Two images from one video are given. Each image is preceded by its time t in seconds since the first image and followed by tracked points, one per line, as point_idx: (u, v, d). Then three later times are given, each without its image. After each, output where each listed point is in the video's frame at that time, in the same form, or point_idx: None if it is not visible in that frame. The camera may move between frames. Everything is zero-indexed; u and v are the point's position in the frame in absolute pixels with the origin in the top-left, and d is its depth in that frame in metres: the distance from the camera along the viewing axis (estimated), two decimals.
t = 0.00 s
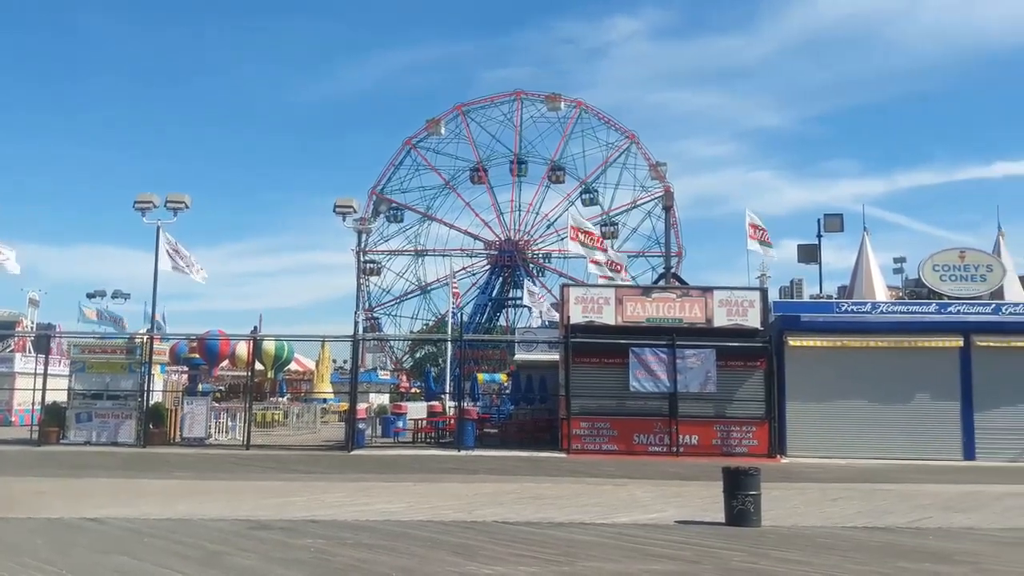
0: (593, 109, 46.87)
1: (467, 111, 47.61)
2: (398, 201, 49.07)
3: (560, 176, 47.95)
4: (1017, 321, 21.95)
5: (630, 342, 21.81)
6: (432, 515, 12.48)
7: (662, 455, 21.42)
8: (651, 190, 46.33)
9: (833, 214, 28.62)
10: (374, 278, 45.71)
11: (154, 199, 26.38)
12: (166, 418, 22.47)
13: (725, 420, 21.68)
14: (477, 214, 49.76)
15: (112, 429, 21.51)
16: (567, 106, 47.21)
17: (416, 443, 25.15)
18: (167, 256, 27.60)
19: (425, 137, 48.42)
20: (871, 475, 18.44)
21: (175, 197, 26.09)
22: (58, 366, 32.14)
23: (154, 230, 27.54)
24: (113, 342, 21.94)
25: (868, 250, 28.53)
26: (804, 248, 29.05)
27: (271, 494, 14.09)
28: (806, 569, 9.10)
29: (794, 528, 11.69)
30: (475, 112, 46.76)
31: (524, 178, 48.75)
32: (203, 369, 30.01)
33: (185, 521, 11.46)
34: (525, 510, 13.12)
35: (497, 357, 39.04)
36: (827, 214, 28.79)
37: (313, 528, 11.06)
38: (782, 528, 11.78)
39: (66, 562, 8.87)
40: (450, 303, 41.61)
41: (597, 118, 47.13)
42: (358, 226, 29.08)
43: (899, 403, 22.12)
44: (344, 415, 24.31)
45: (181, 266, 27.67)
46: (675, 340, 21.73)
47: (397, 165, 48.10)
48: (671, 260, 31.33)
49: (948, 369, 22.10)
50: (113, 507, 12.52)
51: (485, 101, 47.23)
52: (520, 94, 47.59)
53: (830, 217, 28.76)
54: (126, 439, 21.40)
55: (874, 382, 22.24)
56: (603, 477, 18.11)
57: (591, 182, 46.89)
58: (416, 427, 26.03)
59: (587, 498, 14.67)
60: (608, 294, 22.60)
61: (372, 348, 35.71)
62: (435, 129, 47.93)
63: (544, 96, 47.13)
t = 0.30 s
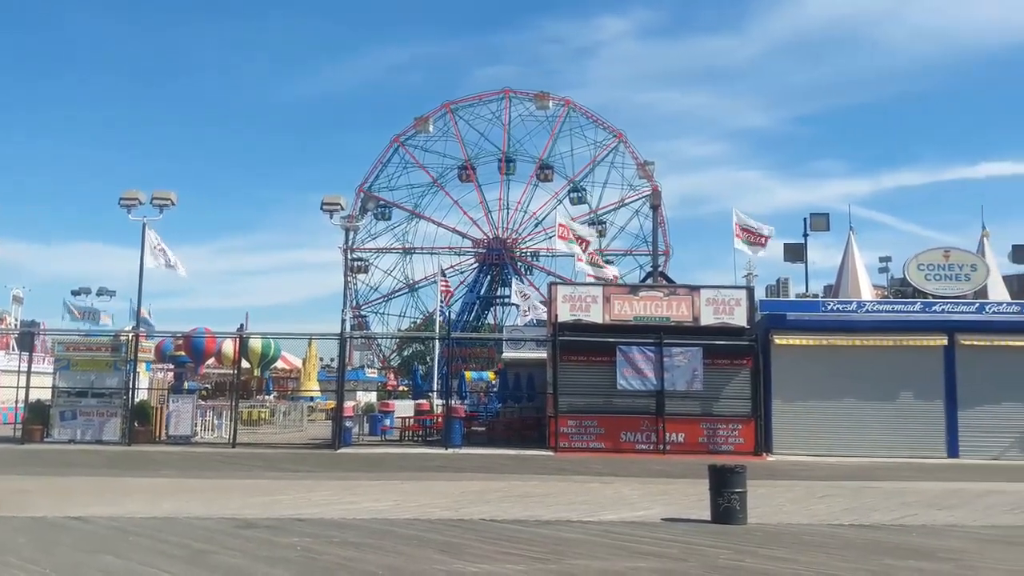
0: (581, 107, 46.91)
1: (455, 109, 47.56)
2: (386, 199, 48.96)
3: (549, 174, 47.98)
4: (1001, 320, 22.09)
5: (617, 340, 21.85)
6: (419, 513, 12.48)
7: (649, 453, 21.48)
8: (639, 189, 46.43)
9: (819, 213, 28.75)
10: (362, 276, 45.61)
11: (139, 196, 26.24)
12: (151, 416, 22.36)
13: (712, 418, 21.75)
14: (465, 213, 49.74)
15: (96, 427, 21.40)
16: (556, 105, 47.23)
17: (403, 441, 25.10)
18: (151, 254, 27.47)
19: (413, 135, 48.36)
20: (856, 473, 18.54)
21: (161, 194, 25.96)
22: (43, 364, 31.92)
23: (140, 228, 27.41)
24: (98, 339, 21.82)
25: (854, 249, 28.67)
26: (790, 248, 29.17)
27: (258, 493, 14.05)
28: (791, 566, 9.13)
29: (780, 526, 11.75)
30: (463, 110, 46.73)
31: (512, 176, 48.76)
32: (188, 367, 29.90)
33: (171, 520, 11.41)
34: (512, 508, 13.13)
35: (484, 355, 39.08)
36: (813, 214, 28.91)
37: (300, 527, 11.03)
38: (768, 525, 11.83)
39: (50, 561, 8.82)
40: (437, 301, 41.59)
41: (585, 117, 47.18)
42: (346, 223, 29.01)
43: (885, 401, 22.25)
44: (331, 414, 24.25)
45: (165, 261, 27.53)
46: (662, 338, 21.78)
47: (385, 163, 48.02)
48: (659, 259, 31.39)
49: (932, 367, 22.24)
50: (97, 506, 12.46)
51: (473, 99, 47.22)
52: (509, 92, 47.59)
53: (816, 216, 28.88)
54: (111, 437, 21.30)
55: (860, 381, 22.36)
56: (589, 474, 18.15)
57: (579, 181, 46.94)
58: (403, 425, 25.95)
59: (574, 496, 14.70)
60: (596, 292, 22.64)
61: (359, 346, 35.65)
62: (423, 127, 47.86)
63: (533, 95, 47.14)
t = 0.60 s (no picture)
0: (571, 106, 46.96)
1: (445, 107, 47.54)
2: (375, 197, 48.90)
3: (538, 173, 48.01)
4: (987, 320, 22.25)
5: (606, 338, 21.88)
6: (407, 512, 12.47)
7: (637, 452, 21.53)
8: (628, 188, 46.50)
9: (807, 213, 28.85)
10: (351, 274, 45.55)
11: (127, 192, 26.12)
12: (139, 414, 22.27)
13: (700, 417, 21.82)
14: (455, 211, 49.72)
15: (83, 424, 21.30)
16: (546, 103, 47.26)
17: (391, 439, 25.10)
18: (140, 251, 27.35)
19: (403, 133, 48.30)
20: (843, 471, 18.63)
21: (148, 190, 25.86)
22: (29, 361, 31.76)
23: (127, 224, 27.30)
24: (85, 336, 21.73)
25: (841, 249, 28.79)
26: (778, 247, 29.26)
27: (246, 491, 14.01)
28: (778, 564, 9.17)
29: (767, 524, 11.79)
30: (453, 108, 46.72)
31: (502, 175, 48.78)
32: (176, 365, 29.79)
33: (158, 518, 11.38)
34: (500, 506, 13.14)
35: (473, 354, 39.09)
36: (801, 213, 29.02)
37: (288, 525, 11.01)
38: (755, 523, 11.87)
39: (36, 560, 8.77)
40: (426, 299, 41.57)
41: (575, 116, 47.22)
42: (335, 221, 28.96)
43: (871, 400, 22.36)
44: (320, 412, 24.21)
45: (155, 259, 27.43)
46: (651, 337, 21.83)
47: (374, 161, 47.94)
48: (648, 258, 31.45)
49: (919, 366, 22.35)
50: (84, 504, 12.40)
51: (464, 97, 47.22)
52: (499, 90, 47.59)
53: (804, 216, 28.98)
54: (97, 435, 21.21)
55: (847, 380, 22.46)
56: (578, 472, 18.19)
57: (568, 179, 46.99)
58: (392, 423, 25.94)
59: (562, 494, 14.72)
60: (585, 290, 22.62)
61: (348, 344, 35.61)
62: (413, 125, 47.81)
63: (523, 93, 47.16)
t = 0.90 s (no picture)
0: (557, 106, 46.98)
1: (431, 106, 47.45)
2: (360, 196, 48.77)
3: (524, 172, 48.00)
4: (968, 320, 22.42)
5: (590, 338, 21.91)
6: (390, 512, 12.43)
7: (622, 451, 21.55)
8: (614, 188, 46.56)
9: (791, 214, 28.97)
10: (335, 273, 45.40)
11: (109, 190, 25.92)
12: (120, 414, 22.10)
13: (684, 417, 21.88)
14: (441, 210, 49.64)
15: (63, 425, 21.10)
16: (531, 103, 47.26)
17: (376, 440, 25.05)
18: (123, 250, 27.16)
19: (388, 131, 48.20)
20: (825, 470, 18.71)
21: (131, 188, 25.67)
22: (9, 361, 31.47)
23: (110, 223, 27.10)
24: (65, 336, 21.57)
25: (825, 249, 28.93)
26: (762, 248, 29.38)
27: (228, 492, 13.93)
28: (760, 563, 9.20)
29: (750, 523, 11.83)
30: (439, 107, 46.65)
31: (488, 174, 48.75)
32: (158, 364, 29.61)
33: (139, 519, 11.29)
34: (484, 506, 13.12)
35: (458, 354, 39.04)
36: (785, 214, 29.14)
37: (270, 526, 10.95)
38: (738, 522, 11.91)
39: (14, 562, 8.69)
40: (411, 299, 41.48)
41: (561, 116, 47.24)
42: (320, 220, 28.85)
43: (854, 399, 22.47)
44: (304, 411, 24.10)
45: (139, 258, 27.26)
46: (636, 337, 21.88)
47: (359, 160, 47.82)
48: (633, 258, 31.49)
49: (901, 366, 22.49)
50: (64, 505, 12.30)
51: (449, 96, 47.16)
52: (485, 90, 47.54)
53: (788, 216, 29.10)
54: (78, 435, 21.01)
55: (830, 379, 22.56)
56: (562, 472, 18.19)
57: (554, 179, 47.01)
58: (376, 423, 25.87)
59: (547, 493, 14.72)
60: (570, 291, 22.64)
61: (332, 344, 35.50)
62: (398, 124, 47.70)
63: (509, 93, 47.14)
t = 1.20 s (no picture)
0: (538, 104, 47.00)
1: (412, 102, 47.32)
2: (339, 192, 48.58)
3: (505, 170, 47.98)
4: (943, 319, 22.66)
5: (570, 336, 21.94)
6: (368, 510, 12.40)
7: (600, 448, 21.61)
8: (594, 186, 46.65)
9: (769, 213, 29.14)
10: (314, 270, 45.21)
11: (85, 184, 25.67)
12: (95, 410, 21.91)
13: (662, 414, 21.98)
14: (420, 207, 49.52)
15: (37, 422, 20.83)
16: (512, 101, 47.25)
17: (354, 437, 24.97)
18: (100, 245, 26.92)
19: (368, 128, 48.01)
20: (802, 468, 18.85)
21: (107, 183, 25.44)
22: None
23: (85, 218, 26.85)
24: (39, 332, 21.39)
25: (802, 248, 29.12)
26: (741, 246, 29.53)
27: (204, 490, 13.83)
28: (737, 560, 9.26)
29: (727, 520, 11.90)
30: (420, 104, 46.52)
31: (469, 172, 48.69)
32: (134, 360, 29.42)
33: (114, 517, 11.19)
34: (463, 503, 13.12)
35: (438, 351, 39.02)
36: (763, 213, 29.30)
37: (247, 524, 10.89)
38: (715, 519, 11.97)
39: None
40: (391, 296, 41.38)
41: (541, 114, 47.27)
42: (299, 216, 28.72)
43: (831, 397, 22.65)
44: (282, 409, 24.00)
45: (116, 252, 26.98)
46: (615, 334, 21.93)
47: (339, 156, 47.59)
48: (613, 256, 31.56)
49: (876, 364, 22.70)
50: (38, 504, 12.16)
51: (430, 93, 47.06)
52: (465, 86, 47.48)
53: (766, 216, 29.28)
54: (52, 433, 20.75)
55: (807, 377, 22.73)
56: (541, 469, 18.24)
57: (535, 177, 47.05)
58: (355, 420, 25.80)
59: (525, 491, 14.74)
60: (550, 289, 22.60)
61: (311, 341, 35.38)
62: (378, 120, 47.54)
63: (489, 90, 47.10)
